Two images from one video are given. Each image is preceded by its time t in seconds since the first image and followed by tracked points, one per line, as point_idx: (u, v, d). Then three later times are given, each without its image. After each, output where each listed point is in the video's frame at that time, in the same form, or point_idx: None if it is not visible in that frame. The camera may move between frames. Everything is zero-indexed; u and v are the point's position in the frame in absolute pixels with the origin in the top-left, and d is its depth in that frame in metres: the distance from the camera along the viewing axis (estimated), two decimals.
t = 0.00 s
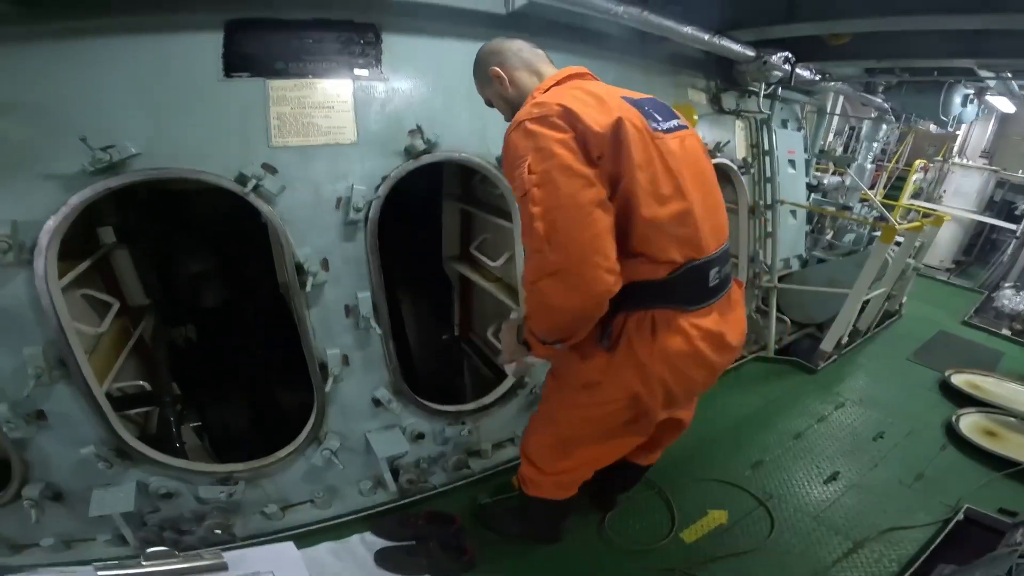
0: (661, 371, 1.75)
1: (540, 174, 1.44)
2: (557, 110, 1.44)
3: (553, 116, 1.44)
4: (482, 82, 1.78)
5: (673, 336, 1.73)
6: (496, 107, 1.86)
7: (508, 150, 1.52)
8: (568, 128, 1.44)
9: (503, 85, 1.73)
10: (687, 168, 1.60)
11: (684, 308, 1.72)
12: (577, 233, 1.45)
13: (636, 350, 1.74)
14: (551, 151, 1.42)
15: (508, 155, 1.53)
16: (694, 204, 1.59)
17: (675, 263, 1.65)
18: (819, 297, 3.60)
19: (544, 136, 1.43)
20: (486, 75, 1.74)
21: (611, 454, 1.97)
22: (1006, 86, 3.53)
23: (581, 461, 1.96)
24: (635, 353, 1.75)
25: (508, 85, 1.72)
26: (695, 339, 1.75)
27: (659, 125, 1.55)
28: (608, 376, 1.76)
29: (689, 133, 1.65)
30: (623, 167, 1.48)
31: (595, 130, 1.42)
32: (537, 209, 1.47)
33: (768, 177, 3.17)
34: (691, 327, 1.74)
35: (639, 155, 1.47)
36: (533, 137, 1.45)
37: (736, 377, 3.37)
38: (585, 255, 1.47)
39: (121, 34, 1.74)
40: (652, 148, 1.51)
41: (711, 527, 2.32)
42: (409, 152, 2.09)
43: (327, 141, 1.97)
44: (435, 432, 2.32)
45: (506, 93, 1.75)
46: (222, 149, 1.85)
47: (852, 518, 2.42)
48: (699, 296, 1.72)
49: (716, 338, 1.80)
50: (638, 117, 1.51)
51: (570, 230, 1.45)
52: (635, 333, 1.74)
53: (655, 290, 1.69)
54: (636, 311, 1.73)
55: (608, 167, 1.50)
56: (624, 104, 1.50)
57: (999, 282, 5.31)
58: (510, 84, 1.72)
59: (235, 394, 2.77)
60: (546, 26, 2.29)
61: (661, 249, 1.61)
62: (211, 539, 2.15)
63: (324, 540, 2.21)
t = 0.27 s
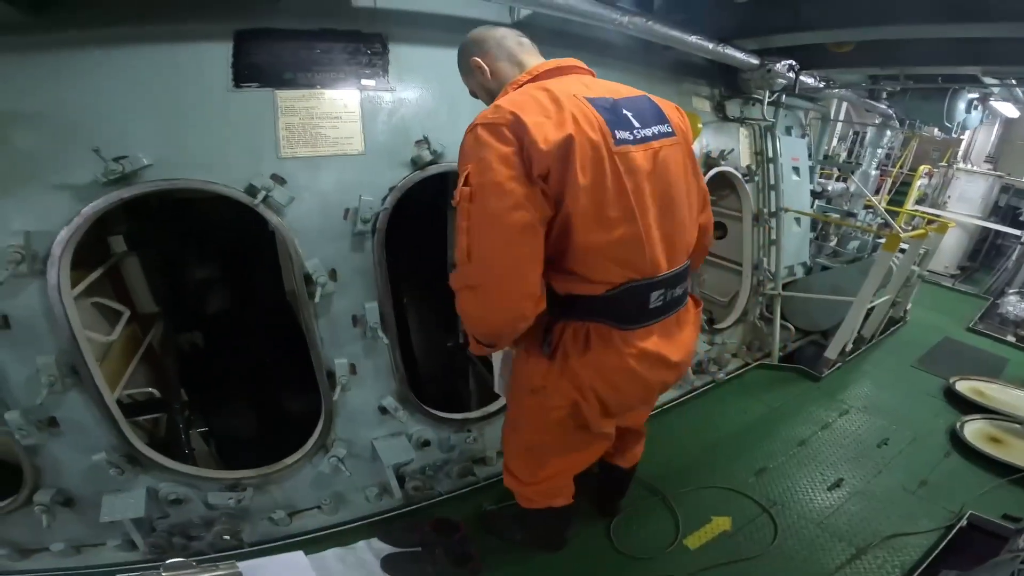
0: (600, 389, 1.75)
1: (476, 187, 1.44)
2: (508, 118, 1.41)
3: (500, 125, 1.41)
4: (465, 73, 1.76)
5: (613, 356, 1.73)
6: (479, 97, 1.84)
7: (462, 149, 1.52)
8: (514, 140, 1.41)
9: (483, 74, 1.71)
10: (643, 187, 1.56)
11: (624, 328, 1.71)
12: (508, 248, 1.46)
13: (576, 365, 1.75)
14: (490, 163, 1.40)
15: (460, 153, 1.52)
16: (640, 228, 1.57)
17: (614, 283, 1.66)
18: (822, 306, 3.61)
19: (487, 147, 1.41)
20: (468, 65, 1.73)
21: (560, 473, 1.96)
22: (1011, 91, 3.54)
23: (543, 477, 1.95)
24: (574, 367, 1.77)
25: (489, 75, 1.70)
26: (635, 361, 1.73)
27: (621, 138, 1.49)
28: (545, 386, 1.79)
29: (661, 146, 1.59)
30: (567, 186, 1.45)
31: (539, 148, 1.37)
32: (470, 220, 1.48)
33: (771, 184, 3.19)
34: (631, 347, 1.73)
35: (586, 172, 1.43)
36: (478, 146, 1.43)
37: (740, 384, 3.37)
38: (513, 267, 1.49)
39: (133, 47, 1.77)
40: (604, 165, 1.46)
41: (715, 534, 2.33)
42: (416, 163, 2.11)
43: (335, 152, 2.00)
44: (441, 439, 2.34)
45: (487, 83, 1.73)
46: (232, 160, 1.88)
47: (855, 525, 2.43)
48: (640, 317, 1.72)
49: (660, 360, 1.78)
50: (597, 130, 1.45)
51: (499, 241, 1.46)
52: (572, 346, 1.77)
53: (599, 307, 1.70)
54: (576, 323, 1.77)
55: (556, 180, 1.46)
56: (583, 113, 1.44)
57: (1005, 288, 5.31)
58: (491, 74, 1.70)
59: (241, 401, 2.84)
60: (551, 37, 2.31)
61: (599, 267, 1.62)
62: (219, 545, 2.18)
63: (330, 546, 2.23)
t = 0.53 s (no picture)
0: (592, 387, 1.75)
1: (474, 190, 1.44)
2: (506, 123, 1.38)
3: (498, 132, 1.39)
4: (469, 64, 1.73)
5: (604, 355, 1.73)
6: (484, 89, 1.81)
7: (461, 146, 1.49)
8: (512, 147, 1.39)
9: (486, 68, 1.68)
10: (639, 194, 1.57)
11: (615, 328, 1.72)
12: (500, 250, 1.50)
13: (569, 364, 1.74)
14: (486, 169, 1.40)
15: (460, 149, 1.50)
16: (634, 233, 1.58)
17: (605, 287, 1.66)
18: (825, 314, 3.61)
19: (484, 153, 1.40)
20: (471, 57, 1.69)
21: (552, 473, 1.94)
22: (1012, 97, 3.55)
23: (539, 477, 1.95)
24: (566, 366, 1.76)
25: (491, 69, 1.67)
26: (626, 360, 1.74)
27: (617, 145, 1.49)
28: (537, 384, 1.78)
29: (660, 151, 1.60)
30: (564, 192, 1.45)
31: (538, 158, 1.36)
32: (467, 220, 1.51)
33: (774, 191, 3.19)
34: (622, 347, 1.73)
35: (582, 181, 1.43)
36: (478, 148, 1.42)
37: (743, 391, 3.36)
38: (504, 267, 1.54)
39: (142, 55, 1.79)
40: (600, 173, 1.46)
41: (718, 539, 2.33)
42: (421, 170, 2.12)
43: (340, 159, 2.01)
44: (444, 445, 2.36)
45: (489, 76, 1.70)
46: (238, 167, 1.89)
47: (857, 530, 2.43)
48: (630, 319, 1.72)
49: (649, 359, 1.79)
50: (596, 137, 1.44)
51: (492, 242, 1.49)
52: (566, 345, 1.74)
53: (591, 309, 1.68)
54: (568, 322, 1.74)
55: (552, 185, 1.46)
56: (583, 120, 1.43)
57: (1007, 294, 5.31)
58: (493, 68, 1.67)
59: (245, 405, 2.84)
60: (555, 45, 2.32)
61: (591, 271, 1.62)
62: (223, 550, 2.19)
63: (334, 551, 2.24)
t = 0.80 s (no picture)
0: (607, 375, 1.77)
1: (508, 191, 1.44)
2: (542, 129, 1.40)
3: (534, 137, 1.40)
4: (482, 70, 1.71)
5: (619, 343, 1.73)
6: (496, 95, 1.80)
7: (492, 150, 1.49)
8: (547, 152, 1.41)
9: (499, 77, 1.67)
10: (655, 197, 1.62)
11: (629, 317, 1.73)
12: (530, 249, 1.51)
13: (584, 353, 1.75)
14: (522, 173, 1.41)
15: (489, 152, 1.50)
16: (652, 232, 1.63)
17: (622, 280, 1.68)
18: (825, 317, 3.61)
19: (520, 157, 1.41)
20: (485, 65, 1.68)
21: (563, 465, 1.94)
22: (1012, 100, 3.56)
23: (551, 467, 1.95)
24: (582, 357, 1.76)
25: (505, 78, 1.67)
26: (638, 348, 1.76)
27: (637, 151, 1.54)
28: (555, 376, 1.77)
29: (670, 157, 1.66)
30: (593, 194, 1.48)
31: (574, 163, 1.39)
32: (498, 219, 1.51)
33: (775, 195, 3.20)
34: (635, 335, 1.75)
35: (609, 184, 1.47)
36: (512, 151, 1.42)
37: (743, 395, 3.36)
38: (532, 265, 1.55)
39: (145, 59, 1.80)
40: (624, 176, 1.51)
41: (719, 543, 2.33)
42: (422, 175, 2.13)
43: (342, 164, 2.02)
44: (444, 449, 2.37)
45: (502, 86, 1.69)
46: (240, 171, 1.90)
47: (858, 534, 2.42)
48: (642, 308, 1.76)
49: (658, 345, 1.82)
50: (621, 143, 1.49)
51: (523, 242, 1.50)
52: (581, 334, 1.73)
53: (608, 301, 1.70)
54: (582, 311, 1.73)
55: (581, 188, 1.49)
56: (610, 127, 1.47)
57: (1008, 298, 5.31)
58: (507, 78, 1.66)
59: (245, 409, 2.86)
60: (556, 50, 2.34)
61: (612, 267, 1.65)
62: (223, 553, 2.19)
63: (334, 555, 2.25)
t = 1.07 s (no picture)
0: (625, 360, 1.84)
1: (546, 187, 1.55)
2: (575, 134, 1.54)
3: (567, 140, 1.54)
4: (509, 85, 1.81)
5: (636, 328, 1.82)
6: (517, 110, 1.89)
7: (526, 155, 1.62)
8: (579, 153, 1.54)
9: (530, 92, 1.77)
10: (669, 197, 1.78)
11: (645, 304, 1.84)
12: (564, 242, 1.61)
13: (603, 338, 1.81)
14: (557, 171, 1.54)
15: (523, 159, 1.62)
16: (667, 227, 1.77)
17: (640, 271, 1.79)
18: (824, 320, 3.61)
19: (555, 158, 1.54)
20: (515, 81, 1.77)
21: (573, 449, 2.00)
22: (1011, 103, 3.56)
23: (567, 452, 2.01)
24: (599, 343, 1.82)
25: (535, 93, 1.76)
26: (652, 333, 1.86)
27: (652, 155, 1.70)
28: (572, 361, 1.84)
29: (677, 165, 1.83)
30: (619, 191, 1.62)
31: (603, 163, 1.54)
32: (534, 216, 1.60)
33: (774, 199, 3.21)
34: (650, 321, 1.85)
35: (631, 183, 1.62)
36: (549, 153, 1.55)
37: (742, 398, 3.37)
38: (565, 257, 1.63)
39: (146, 63, 1.81)
40: (643, 176, 1.66)
41: (718, 546, 2.33)
42: (421, 179, 2.14)
43: (341, 168, 2.02)
44: (444, 452, 2.38)
45: (532, 100, 1.78)
46: (241, 176, 1.91)
47: (857, 536, 2.43)
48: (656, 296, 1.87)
49: (670, 332, 1.92)
50: (640, 148, 1.65)
51: (558, 236, 1.59)
52: (599, 320, 1.82)
53: (628, 291, 1.81)
54: (602, 299, 1.83)
55: (606, 187, 1.63)
56: (630, 134, 1.63)
57: (1008, 301, 5.31)
58: (537, 93, 1.76)
59: (244, 413, 2.85)
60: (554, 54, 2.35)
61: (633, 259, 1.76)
62: (222, 556, 2.19)
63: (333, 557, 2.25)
